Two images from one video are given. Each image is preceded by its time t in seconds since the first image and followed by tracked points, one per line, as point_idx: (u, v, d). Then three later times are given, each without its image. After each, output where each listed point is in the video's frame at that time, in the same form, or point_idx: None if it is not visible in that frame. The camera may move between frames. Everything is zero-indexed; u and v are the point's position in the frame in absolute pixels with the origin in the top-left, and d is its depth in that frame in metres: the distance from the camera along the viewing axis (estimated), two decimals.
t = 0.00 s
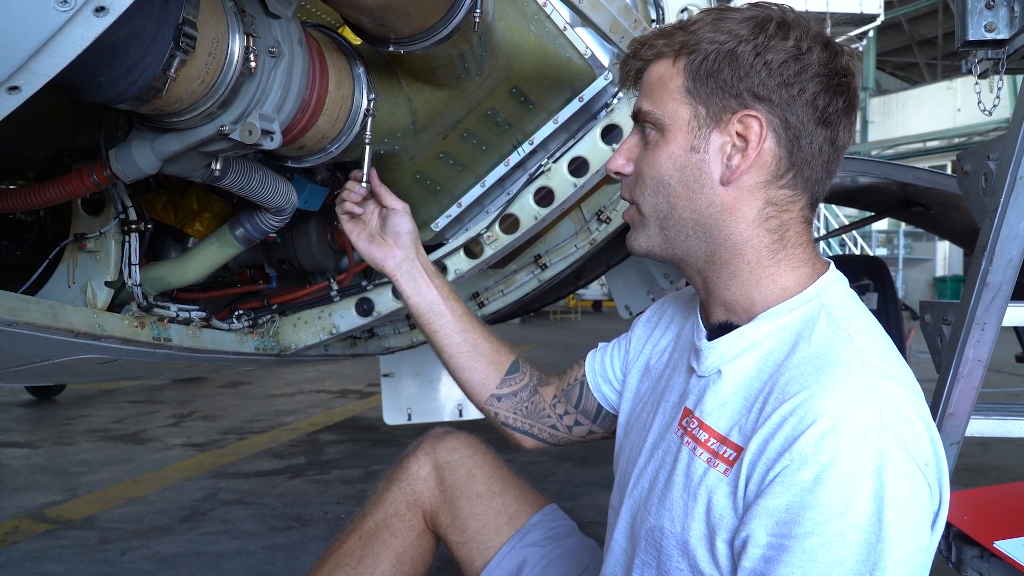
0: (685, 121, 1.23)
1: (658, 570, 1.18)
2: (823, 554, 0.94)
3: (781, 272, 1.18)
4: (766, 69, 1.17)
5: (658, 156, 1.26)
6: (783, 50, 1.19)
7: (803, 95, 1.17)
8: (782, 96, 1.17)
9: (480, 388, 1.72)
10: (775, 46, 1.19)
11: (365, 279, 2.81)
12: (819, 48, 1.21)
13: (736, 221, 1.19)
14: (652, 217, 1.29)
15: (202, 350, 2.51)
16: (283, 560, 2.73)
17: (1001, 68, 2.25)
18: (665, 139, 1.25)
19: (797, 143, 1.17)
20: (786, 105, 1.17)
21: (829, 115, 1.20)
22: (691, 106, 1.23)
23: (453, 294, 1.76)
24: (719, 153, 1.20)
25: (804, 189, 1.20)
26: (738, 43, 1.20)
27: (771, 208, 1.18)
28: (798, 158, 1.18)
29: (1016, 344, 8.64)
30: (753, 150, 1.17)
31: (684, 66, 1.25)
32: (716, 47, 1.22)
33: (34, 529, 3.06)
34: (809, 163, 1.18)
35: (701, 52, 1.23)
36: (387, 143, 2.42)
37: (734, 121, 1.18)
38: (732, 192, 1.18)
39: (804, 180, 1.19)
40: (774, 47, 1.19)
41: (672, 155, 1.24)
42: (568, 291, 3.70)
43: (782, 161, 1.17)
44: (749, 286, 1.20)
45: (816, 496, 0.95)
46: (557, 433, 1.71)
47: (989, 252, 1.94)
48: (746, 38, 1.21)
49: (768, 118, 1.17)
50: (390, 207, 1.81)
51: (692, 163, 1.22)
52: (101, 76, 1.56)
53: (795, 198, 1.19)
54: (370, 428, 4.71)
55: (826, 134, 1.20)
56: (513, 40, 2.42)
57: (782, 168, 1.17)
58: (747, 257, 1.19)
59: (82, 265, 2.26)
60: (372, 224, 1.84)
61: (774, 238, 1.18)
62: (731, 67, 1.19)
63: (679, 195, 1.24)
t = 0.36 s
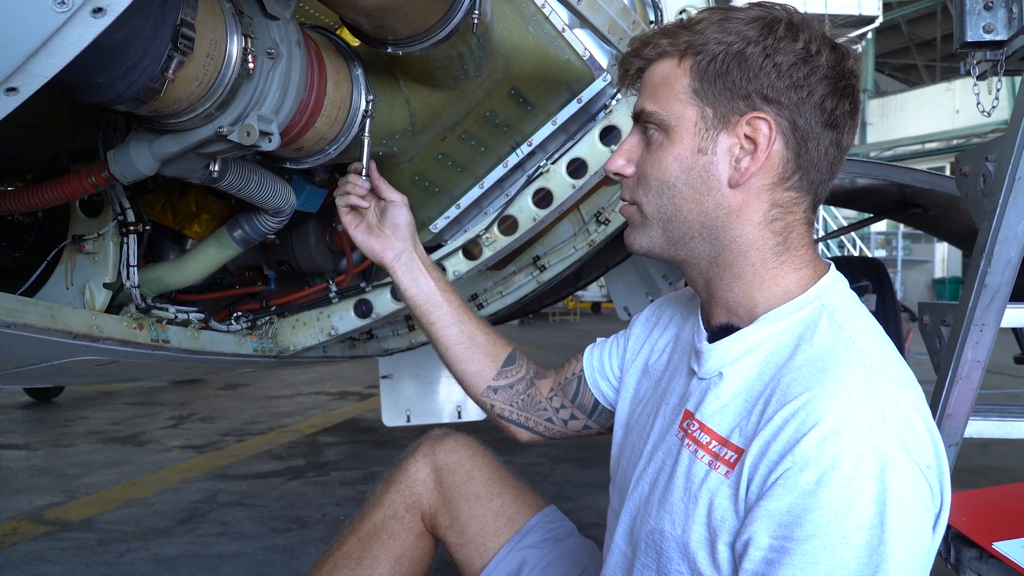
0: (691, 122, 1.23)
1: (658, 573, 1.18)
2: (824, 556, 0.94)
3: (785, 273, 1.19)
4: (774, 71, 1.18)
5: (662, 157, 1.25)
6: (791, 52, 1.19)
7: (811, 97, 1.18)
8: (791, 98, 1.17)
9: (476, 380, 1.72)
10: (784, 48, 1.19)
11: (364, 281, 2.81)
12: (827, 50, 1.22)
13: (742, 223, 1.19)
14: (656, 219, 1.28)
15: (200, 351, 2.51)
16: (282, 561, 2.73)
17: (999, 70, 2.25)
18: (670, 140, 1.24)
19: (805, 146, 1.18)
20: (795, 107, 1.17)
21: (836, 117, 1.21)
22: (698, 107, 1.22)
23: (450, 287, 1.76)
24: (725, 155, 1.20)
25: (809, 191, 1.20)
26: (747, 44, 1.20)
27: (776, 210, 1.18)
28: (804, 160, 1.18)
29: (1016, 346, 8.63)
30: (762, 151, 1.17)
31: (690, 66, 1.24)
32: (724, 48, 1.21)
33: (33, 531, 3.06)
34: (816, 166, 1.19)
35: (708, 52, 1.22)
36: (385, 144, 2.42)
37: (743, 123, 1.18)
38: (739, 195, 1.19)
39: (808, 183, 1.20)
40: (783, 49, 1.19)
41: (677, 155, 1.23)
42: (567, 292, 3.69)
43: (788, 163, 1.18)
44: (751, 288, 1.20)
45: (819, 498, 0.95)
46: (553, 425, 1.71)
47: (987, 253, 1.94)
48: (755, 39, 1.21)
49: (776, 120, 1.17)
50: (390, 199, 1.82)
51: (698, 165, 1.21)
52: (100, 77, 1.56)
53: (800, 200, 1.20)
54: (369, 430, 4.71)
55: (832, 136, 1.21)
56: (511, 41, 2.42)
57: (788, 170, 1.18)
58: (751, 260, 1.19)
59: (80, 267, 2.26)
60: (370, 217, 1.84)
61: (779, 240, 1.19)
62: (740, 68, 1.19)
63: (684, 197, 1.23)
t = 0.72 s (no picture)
0: (695, 125, 1.21)
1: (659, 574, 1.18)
2: (823, 560, 0.94)
3: (791, 272, 1.19)
4: (776, 69, 1.18)
5: (666, 162, 1.23)
6: (791, 48, 1.19)
7: (813, 92, 1.19)
8: (794, 94, 1.18)
9: (493, 413, 1.69)
10: (783, 44, 1.20)
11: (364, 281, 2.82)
12: (826, 43, 1.22)
13: (750, 224, 1.19)
14: (663, 226, 1.25)
15: (200, 351, 2.51)
16: (281, 561, 2.73)
17: (1000, 70, 2.25)
18: (674, 145, 1.23)
19: (809, 141, 1.19)
20: (798, 103, 1.18)
21: (838, 110, 1.22)
22: (700, 109, 1.21)
23: (453, 324, 1.66)
24: (732, 155, 1.19)
25: (813, 187, 1.21)
26: (744, 43, 1.20)
27: (783, 207, 1.19)
28: (809, 156, 1.19)
29: (1016, 347, 8.63)
30: (770, 150, 1.17)
31: (689, 68, 1.23)
32: (721, 48, 1.21)
33: (32, 530, 3.06)
34: (821, 160, 1.20)
35: (706, 54, 1.22)
36: (384, 144, 2.40)
37: (748, 122, 1.18)
38: (748, 195, 1.19)
39: (813, 178, 1.20)
40: (783, 45, 1.19)
41: (683, 160, 1.22)
42: (567, 292, 3.70)
43: (794, 160, 1.18)
44: (758, 288, 1.20)
45: (821, 503, 0.94)
46: (575, 443, 1.71)
47: (988, 254, 1.94)
48: (752, 37, 1.21)
49: (781, 117, 1.17)
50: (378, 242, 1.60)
51: (706, 168, 1.20)
52: (98, 76, 1.56)
53: (804, 197, 1.21)
54: (369, 429, 4.71)
55: (835, 129, 1.22)
56: (511, 42, 2.42)
57: (794, 167, 1.18)
58: (760, 260, 1.19)
59: (79, 266, 2.25)
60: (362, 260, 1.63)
61: (786, 238, 1.19)
62: (741, 67, 1.19)
63: (694, 203, 1.21)
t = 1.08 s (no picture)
0: (664, 139, 1.19)
1: None
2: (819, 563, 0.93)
3: (764, 276, 1.19)
4: (739, 76, 1.19)
5: (637, 179, 1.20)
6: (749, 54, 1.21)
7: (775, 97, 1.21)
8: (758, 100, 1.19)
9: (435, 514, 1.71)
10: (740, 52, 1.21)
11: (364, 280, 2.83)
12: (779, 48, 1.24)
13: (727, 231, 1.19)
14: (639, 244, 1.23)
15: (200, 351, 2.51)
16: (281, 561, 2.73)
17: (1000, 72, 2.25)
18: (643, 162, 1.20)
19: (774, 143, 1.21)
20: (762, 108, 1.19)
21: (797, 110, 1.25)
22: (667, 122, 1.19)
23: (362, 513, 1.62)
24: (705, 165, 1.19)
25: (779, 188, 1.23)
26: (705, 54, 1.20)
27: (754, 211, 1.20)
28: (774, 159, 1.21)
29: (1016, 347, 8.63)
30: (742, 157, 1.17)
31: (650, 83, 1.20)
32: (682, 61, 1.20)
33: (32, 529, 3.06)
34: (785, 162, 1.22)
35: (667, 68, 1.20)
36: (385, 144, 2.40)
37: (717, 131, 1.18)
38: (723, 204, 1.18)
39: (777, 180, 1.22)
40: (741, 53, 1.21)
41: (656, 175, 1.19)
42: (567, 292, 3.69)
43: (762, 164, 1.19)
44: (734, 295, 1.20)
45: (814, 505, 0.94)
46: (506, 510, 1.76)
47: (987, 255, 1.94)
48: (709, 47, 1.21)
49: (748, 123, 1.18)
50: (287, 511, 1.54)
51: (681, 182, 1.18)
52: (100, 76, 1.56)
53: (771, 198, 1.22)
54: (369, 429, 4.71)
55: (794, 129, 1.25)
56: (511, 43, 2.42)
57: (763, 170, 1.20)
58: (735, 266, 1.19)
59: (79, 266, 2.25)
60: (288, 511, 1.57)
61: (757, 241, 1.20)
62: (705, 77, 1.18)
63: (671, 217, 1.19)
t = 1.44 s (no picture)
0: (607, 150, 1.16)
1: None
2: None
3: (714, 281, 1.18)
4: (679, 81, 1.17)
5: (583, 193, 1.17)
6: (686, 57, 1.19)
7: (715, 101, 1.19)
8: (698, 105, 1.17)
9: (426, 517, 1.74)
10: (679, 57, 1.19)
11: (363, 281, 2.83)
12: (716, 48, 1.23)
13: (676, 240, 1.18)
14: (590, 259, 1.20)
15: (199, 351, 2.50)
16: (280, 562, 2.73)
17: (999, 74, 2.25)
18: (588, 175, 1.17)
19: (717, 145, 1.20)
20: (703, 112, 1.18)
21: (736, 111, 1.24)
22: (609, 133, 1.15)
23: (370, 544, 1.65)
24: (651, 173, 1.17)
25: (722, 190, 1.23)
26: (642, 61, 1.17)
27: (700, 216, 1.19)
28: (717, 162, 1.20)
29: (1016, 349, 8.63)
30: (688, 164, 1.16)
31: (589, 93, 1.17)
32: (619, 68, 1.16)
33: (31, 530, 3.06)
34: (728, 164, 1.22)
35: (604, 77, 1.16)
36: (385, 145, 2.40)
37: (661, 139, 1.16)
38: (670, 212, 1.17)
39: (719, 183, 1.22)
40: (678, 57, 1.19)
41: (602, 187, 1.16)
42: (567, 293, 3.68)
43: (706, 169, 1.18)
44: (686, 302, 1.19)
45: (782, 521, 0.93)
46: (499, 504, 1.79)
47: (986, 257, 1.94)
48: (647, 54, 1.18)
49: (690, 128, 1.17)
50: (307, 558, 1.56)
51: (627, 193, 1.16)
52: (100, 77, 1.56)
53: (715, 202, 1.22)
54: (368, 429, 4.71)
55: (734, 129, 1.24)
56: (510, 45, 2.42)
57: (708, 174, 1.19)
58: (685, 274, 1.18)
59: (78, 267, 2.25)
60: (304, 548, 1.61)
61: (705, 246, 1.19)
62: (644, 84, 1.16)
63: (620, 229, 1.17)
